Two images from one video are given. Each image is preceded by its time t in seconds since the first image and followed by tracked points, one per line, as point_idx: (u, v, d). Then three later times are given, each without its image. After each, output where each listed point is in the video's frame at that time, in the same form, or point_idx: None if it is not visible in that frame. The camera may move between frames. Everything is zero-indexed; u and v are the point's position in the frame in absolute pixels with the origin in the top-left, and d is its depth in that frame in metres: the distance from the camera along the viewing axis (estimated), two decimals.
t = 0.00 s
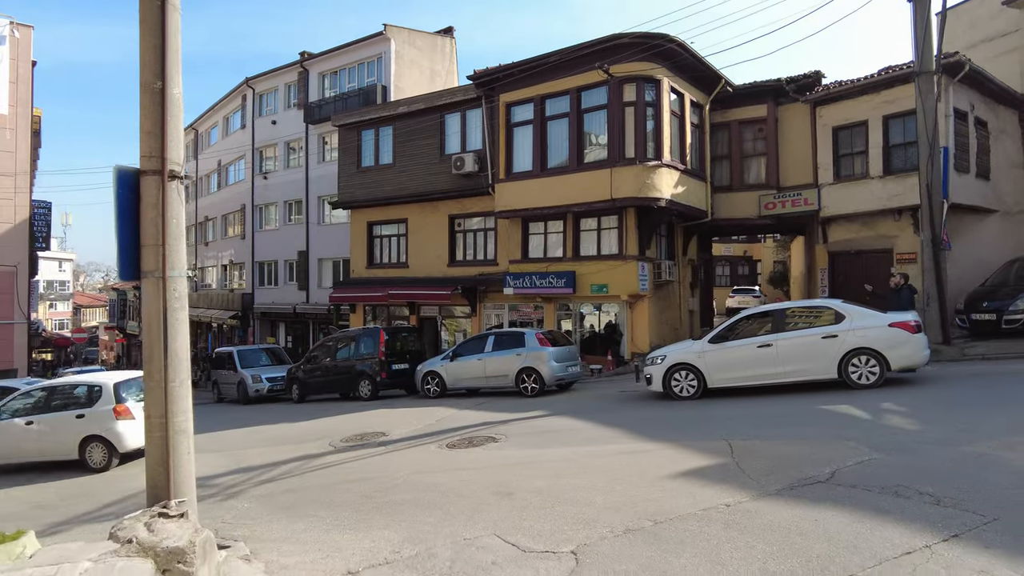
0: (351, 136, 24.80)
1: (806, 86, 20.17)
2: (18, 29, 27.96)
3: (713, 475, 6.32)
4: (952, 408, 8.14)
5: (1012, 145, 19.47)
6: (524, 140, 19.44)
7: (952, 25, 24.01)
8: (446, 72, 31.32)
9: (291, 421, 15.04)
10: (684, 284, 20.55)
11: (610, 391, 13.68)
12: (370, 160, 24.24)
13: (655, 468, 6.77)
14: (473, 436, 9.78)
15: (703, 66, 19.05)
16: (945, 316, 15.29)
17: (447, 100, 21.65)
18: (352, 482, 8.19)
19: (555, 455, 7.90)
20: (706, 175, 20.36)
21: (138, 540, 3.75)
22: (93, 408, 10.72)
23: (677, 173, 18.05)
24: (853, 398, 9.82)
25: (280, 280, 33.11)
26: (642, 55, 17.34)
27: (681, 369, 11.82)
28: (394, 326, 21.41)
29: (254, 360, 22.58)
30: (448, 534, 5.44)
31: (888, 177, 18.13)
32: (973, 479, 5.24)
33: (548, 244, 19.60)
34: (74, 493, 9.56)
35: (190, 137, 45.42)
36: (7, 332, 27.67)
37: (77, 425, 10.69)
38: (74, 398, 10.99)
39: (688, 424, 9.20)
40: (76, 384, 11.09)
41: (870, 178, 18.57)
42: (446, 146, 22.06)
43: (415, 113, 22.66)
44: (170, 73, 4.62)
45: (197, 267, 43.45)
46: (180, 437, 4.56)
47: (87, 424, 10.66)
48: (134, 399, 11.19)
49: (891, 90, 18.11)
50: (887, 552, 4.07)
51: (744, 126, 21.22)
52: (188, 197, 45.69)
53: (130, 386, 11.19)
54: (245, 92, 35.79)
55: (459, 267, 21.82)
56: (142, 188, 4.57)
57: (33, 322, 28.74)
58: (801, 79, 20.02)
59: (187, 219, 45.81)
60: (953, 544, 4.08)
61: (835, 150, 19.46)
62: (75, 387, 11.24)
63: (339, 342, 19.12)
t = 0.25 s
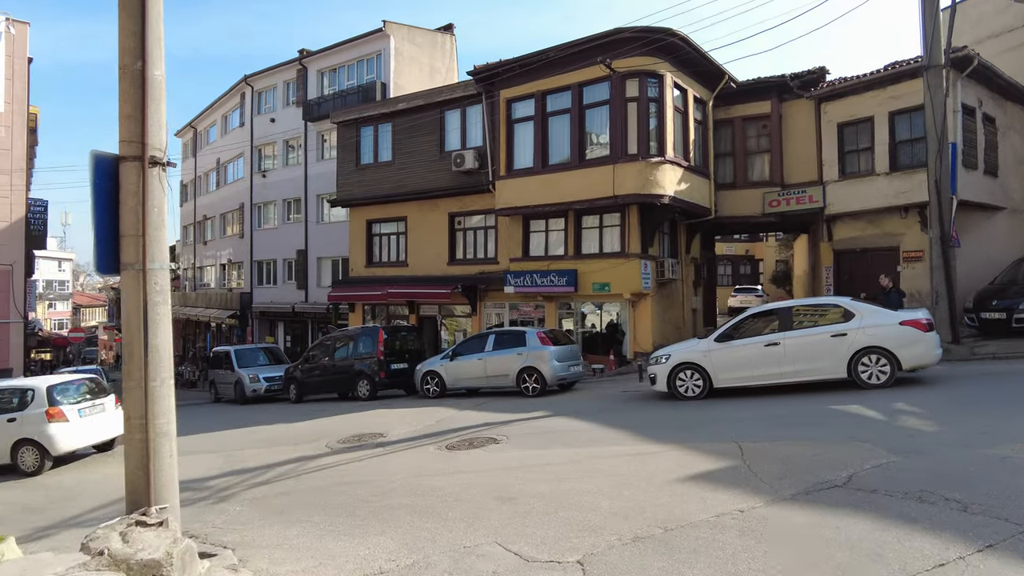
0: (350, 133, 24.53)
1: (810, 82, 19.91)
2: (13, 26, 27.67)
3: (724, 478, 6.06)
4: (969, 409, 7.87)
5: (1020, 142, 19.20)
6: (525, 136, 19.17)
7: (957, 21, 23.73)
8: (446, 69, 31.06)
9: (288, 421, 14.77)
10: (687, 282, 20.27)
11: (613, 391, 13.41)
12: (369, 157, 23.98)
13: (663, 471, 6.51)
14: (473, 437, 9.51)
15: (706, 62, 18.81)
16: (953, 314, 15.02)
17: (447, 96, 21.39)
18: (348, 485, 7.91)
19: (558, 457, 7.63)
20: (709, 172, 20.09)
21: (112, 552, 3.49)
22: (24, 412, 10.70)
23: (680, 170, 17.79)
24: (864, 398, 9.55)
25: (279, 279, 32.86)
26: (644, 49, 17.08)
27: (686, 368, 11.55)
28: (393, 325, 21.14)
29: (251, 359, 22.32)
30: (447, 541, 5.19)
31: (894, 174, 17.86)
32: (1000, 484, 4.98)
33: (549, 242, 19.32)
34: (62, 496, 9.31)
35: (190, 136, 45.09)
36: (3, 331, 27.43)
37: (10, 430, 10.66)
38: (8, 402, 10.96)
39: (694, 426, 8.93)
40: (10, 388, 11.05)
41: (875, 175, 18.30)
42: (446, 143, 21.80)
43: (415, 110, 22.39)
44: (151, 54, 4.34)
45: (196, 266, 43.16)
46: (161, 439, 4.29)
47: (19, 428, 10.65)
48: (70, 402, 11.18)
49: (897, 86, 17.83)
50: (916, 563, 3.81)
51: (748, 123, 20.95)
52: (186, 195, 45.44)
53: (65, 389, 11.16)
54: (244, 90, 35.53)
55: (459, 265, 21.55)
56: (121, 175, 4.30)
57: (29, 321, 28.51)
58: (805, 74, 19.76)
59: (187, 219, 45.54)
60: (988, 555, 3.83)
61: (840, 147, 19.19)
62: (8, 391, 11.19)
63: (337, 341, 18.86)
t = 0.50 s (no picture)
0: (351, 130, 24.25)
1: (818, 79, 19.60)
2: (12, 22, 27.39)
3: (743, 487, 5.76)
4: (993, 413, 7.57)
5: None
6: (529, 133, 18.87)
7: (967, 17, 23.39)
8: (448, 67, 30.77)
9: (287, 423, 14.48)
10: (693, 282, 19.97)
11: (620, 392, 13.11)
12: (371, 155, 23.69)
13: (678, 478, 6.21)
14: (476, 441, 9.22)
15: (713, 57, 18.50)
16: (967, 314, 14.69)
17: (449, 92, 21.09)
18: (347, 491, 7.62)
19: (566, 463, 7.33)
20: (716, 169, 19.78)
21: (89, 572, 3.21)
22: None
23: (686, 167, 17.50)
24: (881, 401, 9.24)
25: (280, 278, 32.60)
26: (650, 44, 16.77)
27: (695, 370, 11.24)
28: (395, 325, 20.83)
29: (251, 359, 22.05)
30: (451, 555, 4.90)
31: (905, 171, 17.54)
32: None
33: (553, 240, 19.01)
34: (53, 502, 9.03)
35: (190, 134, 44.81)
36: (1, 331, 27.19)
37: None
38: None
39: (706, 430, 8.62)
40: None
41: (886, 173, 17.98)
42: (448, 141, 21.50)
43: (417, 106, 22.09)
44: (135, 34, 4.04)
45: (196, 265, 42.91)
46: (145, 447, 4.00)
47: None
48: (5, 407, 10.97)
49: (907, 82, 17.51)
50: None
51: (755, 120, 20.63)
52: (187, 194, 45.19)
53: None
54: (244, 88, 35.26)
55: (461, 264, 21.26)
56: (103, 163, 4.01)
57: (28, 320, 28.28)
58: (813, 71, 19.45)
59: (187, 217, 45.28)
60: None
61: (849, 144, 18.87)
62: None
63: (337, 341, 18.57)
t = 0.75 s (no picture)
0: (354, 127, 23.98)
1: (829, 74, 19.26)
2: (14, 19, 27.29)
3: (763, 495, 5.46)
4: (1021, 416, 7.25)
5: None
6: (534, 129, 18.56)
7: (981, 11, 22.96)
8: (452, 64, 30.50)
9: (288, 424, 14.21)
10: (701, 281, 19.64)
11: (628, 393, 12.81)
12: (374, 152, 23.42)
13: (693, 484, 5.91)
14: (480, 443, 8.93)
15: (722, 52, 18.18)
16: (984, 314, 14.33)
17: (454, 88, 20.80)
18: (347, 495, 7.34)
19: (575, 468, 7.04)
20: (724, 166, 19.45)
21: None
22: None
23: (695, 164, 17.21)
24: (899, 403, 8.92)
25: (283, 277, 32.36)
26: (659, 37, 16.45)
27: (706, 370, 10.92)
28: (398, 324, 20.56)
29: (252, 359, 21.82)
30: (453, 568, 4.61)
31: (918, 168, 17.17)
32: None
33: (559, 238, 18.70)
34: (44, 506, 8.79)
35: (193, 132, 44.64)
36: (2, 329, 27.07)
37: None
38: None
39: (719, 433, 8.32)
40: None
41: (898, 170, 17.61)
42: (452, 138, 21.20)
43: (420, 102, 21.80)
44: (116, 10, 3.75)
45: (199, 264, 42.72)
46: (125, 453, 3.72)
47: None
48: None
49: (921, 76, 17.13)
50: None
51: (764, 116, 20.27)
52: (190, 192, 45.03)
53: None
54: (247, 85, 35.05)
55: (465, 262, 20.96)
56: (79, 147, 3.72)
57: (29, 319, 28.15)
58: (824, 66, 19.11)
59: (190, 216, 45.10)
60: None
61: (861, 140, 18.51)
62: None
63: (340, 341, 18.30)
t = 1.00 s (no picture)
0: (361, 123, 23.71)
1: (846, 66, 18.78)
2: (21, 16, 27.31)
3: (792, 502, 5.09)
4: None
5: None
6: (544, 123, 18.19)
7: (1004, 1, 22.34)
8: (460, 59, 30.16)
9: (293, 424, 13.93)
10: (715, 277, 19.23)
11: (641, 393, 12.43)
12: (381, 148, 23.14)
13: (715, 490, 5.54)
14: (489, 444, 8.59)
15: (736, 43, 17.74)
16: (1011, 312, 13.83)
17: (462, 82, 20.46)
18: (349, 499, 7.03)
19: (589, 471, 6.69)
20: (738, 160, 19.00)
21: None
22: None
23: (708, 158, 16.79)
24: (928, 403, 8.50)
25: (291, 275, 32.16)
26: (671, 28, 16.04)
27: (722, 369, 10.54)
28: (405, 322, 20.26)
29: (259, 357, 21.60)
30: None
31: (940, 161, 16.66)
32: None
33: (569, 234, 18.33)
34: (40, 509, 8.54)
35: (201, 130, 44.56)
36: (10, 328, 27.03)
37: None
38: None
39: (739, 434, 7.93)
40: None
41: (919, 163, 17.11)
42: (460, 133, 20.86)
43: (428, 97, 21.49)
44: None
45: (207, 263, 42.65)
46: (98, 458, 3.40)
47: None
48: None
49: (943, 66, 16.60)
50: None
51: (778, 109, 19.80)
52: (198, 191, 44.96)
53: None
54: (255, 82, 34.89)
55: (474, 260, 20.62)
56: (49, 122, 3.40)
57: (38, 317, 28.13)
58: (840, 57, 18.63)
59: (199, 214, 45.04)
60: None
61: (880, 133, 18.01)
62: None
63: (346, 339, 18.03)
